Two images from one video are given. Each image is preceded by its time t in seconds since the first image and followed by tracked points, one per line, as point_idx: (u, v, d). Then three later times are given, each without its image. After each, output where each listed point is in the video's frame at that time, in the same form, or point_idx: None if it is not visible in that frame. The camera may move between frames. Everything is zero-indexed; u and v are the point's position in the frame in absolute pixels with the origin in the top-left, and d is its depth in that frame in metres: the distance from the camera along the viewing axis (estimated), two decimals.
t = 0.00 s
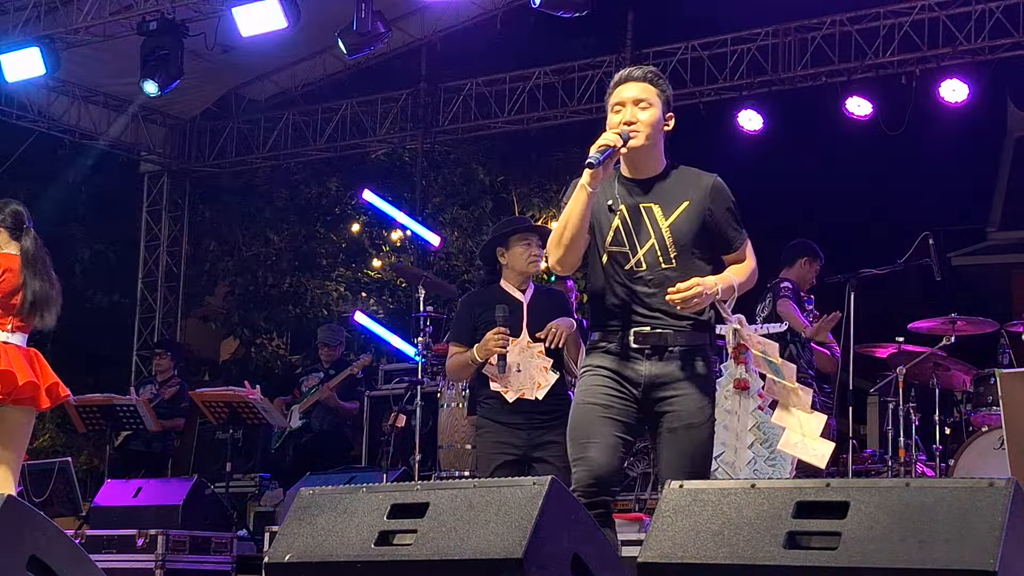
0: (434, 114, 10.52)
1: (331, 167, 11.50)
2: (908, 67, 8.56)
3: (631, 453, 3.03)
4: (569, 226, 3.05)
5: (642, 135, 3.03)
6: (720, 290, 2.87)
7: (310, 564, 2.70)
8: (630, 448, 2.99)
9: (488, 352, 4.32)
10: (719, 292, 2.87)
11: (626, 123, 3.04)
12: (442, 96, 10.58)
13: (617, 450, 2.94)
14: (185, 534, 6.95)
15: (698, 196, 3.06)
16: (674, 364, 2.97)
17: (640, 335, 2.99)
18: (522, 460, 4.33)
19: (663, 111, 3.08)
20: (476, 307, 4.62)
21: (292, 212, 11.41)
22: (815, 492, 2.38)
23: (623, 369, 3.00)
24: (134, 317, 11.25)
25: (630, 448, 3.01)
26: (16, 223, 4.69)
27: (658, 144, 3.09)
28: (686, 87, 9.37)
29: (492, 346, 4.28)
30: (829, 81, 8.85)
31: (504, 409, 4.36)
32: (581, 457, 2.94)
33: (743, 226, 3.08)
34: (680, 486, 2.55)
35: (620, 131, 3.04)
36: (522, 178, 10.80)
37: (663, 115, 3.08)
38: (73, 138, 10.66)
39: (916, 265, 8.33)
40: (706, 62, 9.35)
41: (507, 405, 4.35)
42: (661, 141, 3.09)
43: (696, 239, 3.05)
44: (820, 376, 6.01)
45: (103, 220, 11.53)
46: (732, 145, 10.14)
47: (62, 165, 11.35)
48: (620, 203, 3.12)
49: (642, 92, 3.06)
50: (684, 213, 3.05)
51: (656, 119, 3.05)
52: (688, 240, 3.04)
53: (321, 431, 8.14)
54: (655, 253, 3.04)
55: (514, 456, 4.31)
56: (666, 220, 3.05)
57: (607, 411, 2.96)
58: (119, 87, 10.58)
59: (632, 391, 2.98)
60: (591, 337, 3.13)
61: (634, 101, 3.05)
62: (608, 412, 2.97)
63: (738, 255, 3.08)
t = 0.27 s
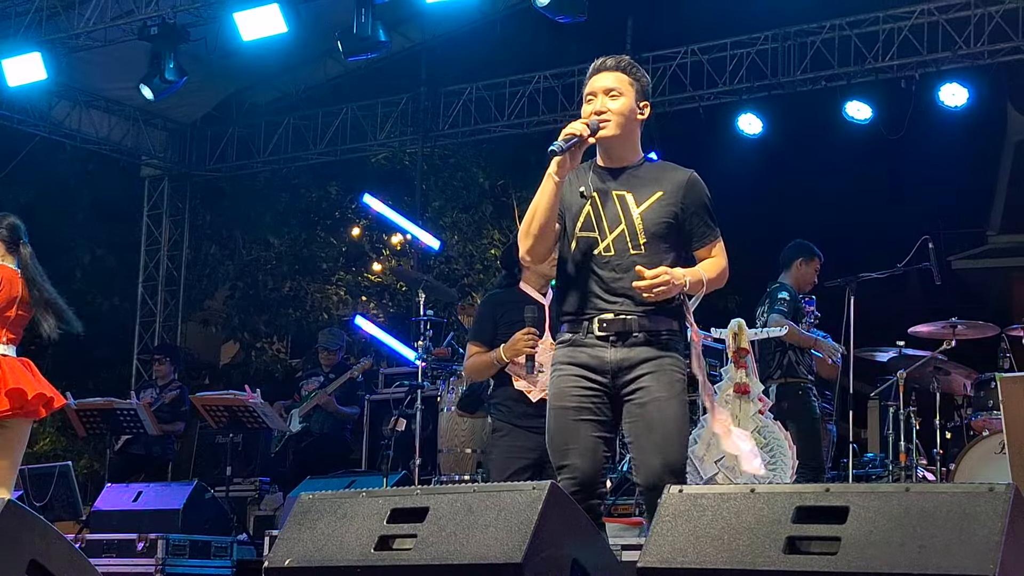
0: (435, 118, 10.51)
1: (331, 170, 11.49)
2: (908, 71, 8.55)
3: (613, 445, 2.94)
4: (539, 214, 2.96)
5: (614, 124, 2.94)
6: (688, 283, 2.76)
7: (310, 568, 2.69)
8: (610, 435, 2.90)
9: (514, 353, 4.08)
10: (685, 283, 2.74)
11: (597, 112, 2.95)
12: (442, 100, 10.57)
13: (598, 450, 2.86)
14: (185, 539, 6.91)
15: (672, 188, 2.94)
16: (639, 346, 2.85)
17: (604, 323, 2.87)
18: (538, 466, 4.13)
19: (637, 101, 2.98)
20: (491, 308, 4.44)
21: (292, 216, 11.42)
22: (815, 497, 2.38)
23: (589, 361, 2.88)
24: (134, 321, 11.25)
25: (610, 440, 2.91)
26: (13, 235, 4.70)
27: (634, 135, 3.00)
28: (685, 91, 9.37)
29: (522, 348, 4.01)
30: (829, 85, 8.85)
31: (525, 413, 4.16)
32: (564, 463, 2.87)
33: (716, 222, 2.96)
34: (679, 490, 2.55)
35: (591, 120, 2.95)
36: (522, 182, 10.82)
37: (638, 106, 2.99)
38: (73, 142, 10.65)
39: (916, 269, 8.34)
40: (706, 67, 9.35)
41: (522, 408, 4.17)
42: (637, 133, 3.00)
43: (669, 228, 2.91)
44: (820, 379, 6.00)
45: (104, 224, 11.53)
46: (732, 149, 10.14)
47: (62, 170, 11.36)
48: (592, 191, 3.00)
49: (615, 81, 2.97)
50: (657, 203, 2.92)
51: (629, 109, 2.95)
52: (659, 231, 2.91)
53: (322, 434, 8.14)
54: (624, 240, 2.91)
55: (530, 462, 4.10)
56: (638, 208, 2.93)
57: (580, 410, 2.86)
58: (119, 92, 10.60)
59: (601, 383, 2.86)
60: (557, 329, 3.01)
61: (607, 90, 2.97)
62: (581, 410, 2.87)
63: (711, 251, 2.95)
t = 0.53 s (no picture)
0: (436, 125, 10.50)
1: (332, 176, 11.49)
2: (909, 80, 8.56)
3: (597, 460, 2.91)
4: (526, 220, 2.99)
5: (605, 137, 2.96)
6: (672, 287, 2.75)
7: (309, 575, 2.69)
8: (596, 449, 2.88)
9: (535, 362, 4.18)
10: (669, 287, 2.73)
11: (588, 126, 2.98)
12: (443, 107, 10.55)
13: (583, 464, 2.85)
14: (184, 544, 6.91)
15: (665, 202, 2.95)
16: (623, 358, 2.84)
17: (590, 333, 2.87)
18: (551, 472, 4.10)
19: (630, 116, 3.00)
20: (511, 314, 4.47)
21: (293, 222, 11.42)
22: (814, 505, 2.38)
23: (574, 372, 2.87)
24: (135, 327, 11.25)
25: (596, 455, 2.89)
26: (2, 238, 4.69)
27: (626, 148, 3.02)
28: (686, 99, 9.38)
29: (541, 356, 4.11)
30: (830, 93, 8.85)
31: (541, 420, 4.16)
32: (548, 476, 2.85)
33: (709, 236, 2.95)
34: (678, 498, 2.56)
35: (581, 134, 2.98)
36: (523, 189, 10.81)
37: (631, 121, 3.00)
38: (75, 147, 10.66)
39: (917, 277, 8.34)
40: (707, 75, 9.36)
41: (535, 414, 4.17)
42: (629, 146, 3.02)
43: (660, 242, 2.93)
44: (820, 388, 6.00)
45: (104, 230, 11.53)
46: (732, 157, 10.15)
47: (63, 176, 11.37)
48: (586, 205, 3.02)
49: (607, 96, 2.99)
50: (649, 217, 2.94)
51: (620, 123, 2.97)
52: (650, 244, 2.92)
53: (322, 441, 8.14)
54: (615, 251, 2.92)
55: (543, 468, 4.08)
56: (629, 221, 2.95)
57: (565, 421, 2.85)
58: (120, 97, 10.61)
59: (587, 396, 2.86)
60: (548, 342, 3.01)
61: (600, 105, 2.99)
62: (567, 421, 2.85)
63: (703, 266, 2.93)
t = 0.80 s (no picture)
0: (437, 133, 10.50)
1: (333, 184, 11.51)
2: (909, 91, 8.57)
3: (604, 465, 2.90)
4: (538, 228, 2.99)
5: (618, 144, 3.01)
6: (671, 288, 2.74)
7: None
8: (601, 455, 2.86)
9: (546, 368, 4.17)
10: (668, 287, 2.73)
11: (602, 132, 3.03)
12: (444, 115, 10.55)
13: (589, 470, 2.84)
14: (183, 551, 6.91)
15: (674, 207, 2.94)
16: (627, 362, 2.83)
17: (595, 339, 2.86)
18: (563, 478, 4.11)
19: (645, 125, 3.04)
20: (519, 323, 4.49)
21: (293, 229, 11.45)
22: (814, 515, 2.38)
23: (579, 377, 2.87)
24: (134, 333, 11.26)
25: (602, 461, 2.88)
26: None
27: (640, 157, 3.04)
28: (687, 108, 9.39)
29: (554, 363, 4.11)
30: (830, 103, 8.86)
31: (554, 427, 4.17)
32: (551, 480, 2.84)
33: (719, 246, 2.91)
34: (677, 506, 2.56)
35: (595, 140, 3.03)
36: (523, 198, 10.84)
37: (645, 131, 3.04)
38: (76, 153, 10.67)
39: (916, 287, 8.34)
40: (708, 84, 9.37)
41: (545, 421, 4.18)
42: (643, 155, 3.04)
43: (668, 246, 2.91)
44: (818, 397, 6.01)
45: (104, 236, 11.54)
46: (733, 166, 10.16)
47: (64, 182, 11.38)
48: (596, 210, 3.03)
49: (623, 105, 3.04)
50: (656, 221, 2.93)
51: (634, 130, 3.01)
52: (656, 248, 2.91)
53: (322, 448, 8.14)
54: (621, 254, 2.92)
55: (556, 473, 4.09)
56: (636, 223, 2.94)
57: (569, 427, 2.84)
58: (122, 103, 10.64)
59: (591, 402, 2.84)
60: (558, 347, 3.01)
61: (615, 113, 3.04)
62: (570, 425, 2.84)
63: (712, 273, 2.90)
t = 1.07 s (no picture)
0: (437, 138, 10.49)
1: (333, 189, 11.51)
2: (910, 100, 8.60)
3: (637, 474, 2.90)
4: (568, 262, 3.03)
5: (644, 151, 3.04)
6: (674, 273, 2.71)
7: None
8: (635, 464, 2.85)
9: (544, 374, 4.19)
10: (669, 274, 2.70)
11: (629, 140, 3.06)
12: (444, 121, 10.56)
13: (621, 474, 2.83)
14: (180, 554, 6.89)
15: (702, 208, 2.93)
16: (664, 376, 2.83)
17: (632, 351, 2.87)
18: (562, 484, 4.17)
19: (672, 129, 3.05)
20: (515, 327, 4.54)
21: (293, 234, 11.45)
22: (813, 522, 2.38)
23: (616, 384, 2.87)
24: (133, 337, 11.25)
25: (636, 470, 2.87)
26: None
27: (667, 163, 3.06)
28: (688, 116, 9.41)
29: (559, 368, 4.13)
30: (831, 112, 8.88)
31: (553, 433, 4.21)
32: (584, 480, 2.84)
33: (750, 236, 2.87)
34: (677, 513, 2.56)
35: (622, 151, 3.07)
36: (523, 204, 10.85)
37: (672, 136, 3.06)
38: (76, 156, 10.68)
39: (915, 296, 8.34)
40: (709, 91, 9.39)
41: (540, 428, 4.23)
42: (670, 161, 3.06)
43: (697, 247, 2.90)
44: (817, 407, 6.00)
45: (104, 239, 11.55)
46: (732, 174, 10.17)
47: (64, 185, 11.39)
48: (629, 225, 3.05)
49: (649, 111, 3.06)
50: (684, 224, 2.93)
51: (659, 135, 3.03)
52: (685, 251, 2.90)
53: (321, 453, 8.13)
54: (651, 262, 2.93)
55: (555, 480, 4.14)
56: (665, 229, 2.95)
57: (605, 429, 2.84)
58: (123, 107, 10.65)
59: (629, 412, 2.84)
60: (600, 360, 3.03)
61: (642, 120, 3.06)
62: (606, 429, 2.85)
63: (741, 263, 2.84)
